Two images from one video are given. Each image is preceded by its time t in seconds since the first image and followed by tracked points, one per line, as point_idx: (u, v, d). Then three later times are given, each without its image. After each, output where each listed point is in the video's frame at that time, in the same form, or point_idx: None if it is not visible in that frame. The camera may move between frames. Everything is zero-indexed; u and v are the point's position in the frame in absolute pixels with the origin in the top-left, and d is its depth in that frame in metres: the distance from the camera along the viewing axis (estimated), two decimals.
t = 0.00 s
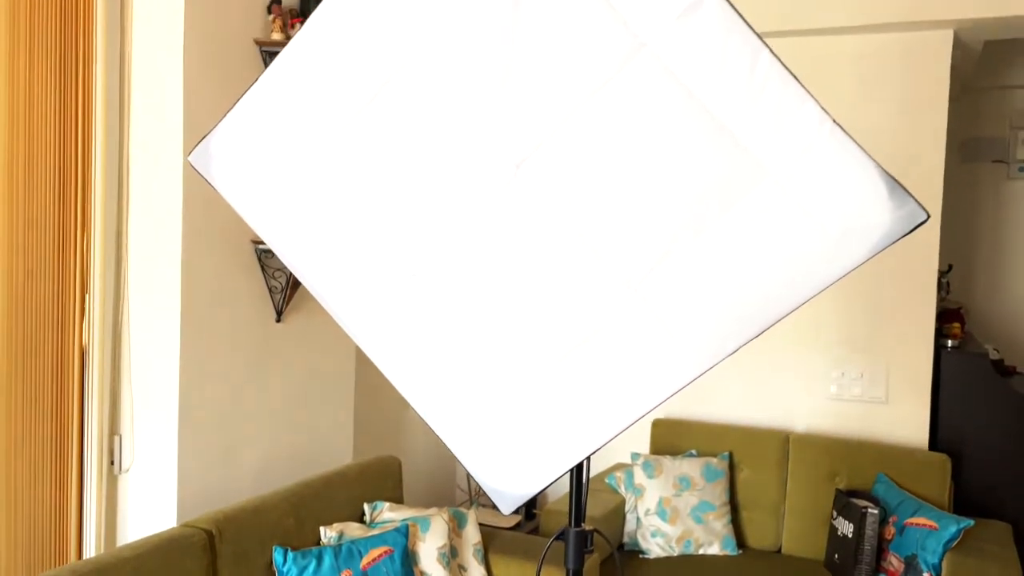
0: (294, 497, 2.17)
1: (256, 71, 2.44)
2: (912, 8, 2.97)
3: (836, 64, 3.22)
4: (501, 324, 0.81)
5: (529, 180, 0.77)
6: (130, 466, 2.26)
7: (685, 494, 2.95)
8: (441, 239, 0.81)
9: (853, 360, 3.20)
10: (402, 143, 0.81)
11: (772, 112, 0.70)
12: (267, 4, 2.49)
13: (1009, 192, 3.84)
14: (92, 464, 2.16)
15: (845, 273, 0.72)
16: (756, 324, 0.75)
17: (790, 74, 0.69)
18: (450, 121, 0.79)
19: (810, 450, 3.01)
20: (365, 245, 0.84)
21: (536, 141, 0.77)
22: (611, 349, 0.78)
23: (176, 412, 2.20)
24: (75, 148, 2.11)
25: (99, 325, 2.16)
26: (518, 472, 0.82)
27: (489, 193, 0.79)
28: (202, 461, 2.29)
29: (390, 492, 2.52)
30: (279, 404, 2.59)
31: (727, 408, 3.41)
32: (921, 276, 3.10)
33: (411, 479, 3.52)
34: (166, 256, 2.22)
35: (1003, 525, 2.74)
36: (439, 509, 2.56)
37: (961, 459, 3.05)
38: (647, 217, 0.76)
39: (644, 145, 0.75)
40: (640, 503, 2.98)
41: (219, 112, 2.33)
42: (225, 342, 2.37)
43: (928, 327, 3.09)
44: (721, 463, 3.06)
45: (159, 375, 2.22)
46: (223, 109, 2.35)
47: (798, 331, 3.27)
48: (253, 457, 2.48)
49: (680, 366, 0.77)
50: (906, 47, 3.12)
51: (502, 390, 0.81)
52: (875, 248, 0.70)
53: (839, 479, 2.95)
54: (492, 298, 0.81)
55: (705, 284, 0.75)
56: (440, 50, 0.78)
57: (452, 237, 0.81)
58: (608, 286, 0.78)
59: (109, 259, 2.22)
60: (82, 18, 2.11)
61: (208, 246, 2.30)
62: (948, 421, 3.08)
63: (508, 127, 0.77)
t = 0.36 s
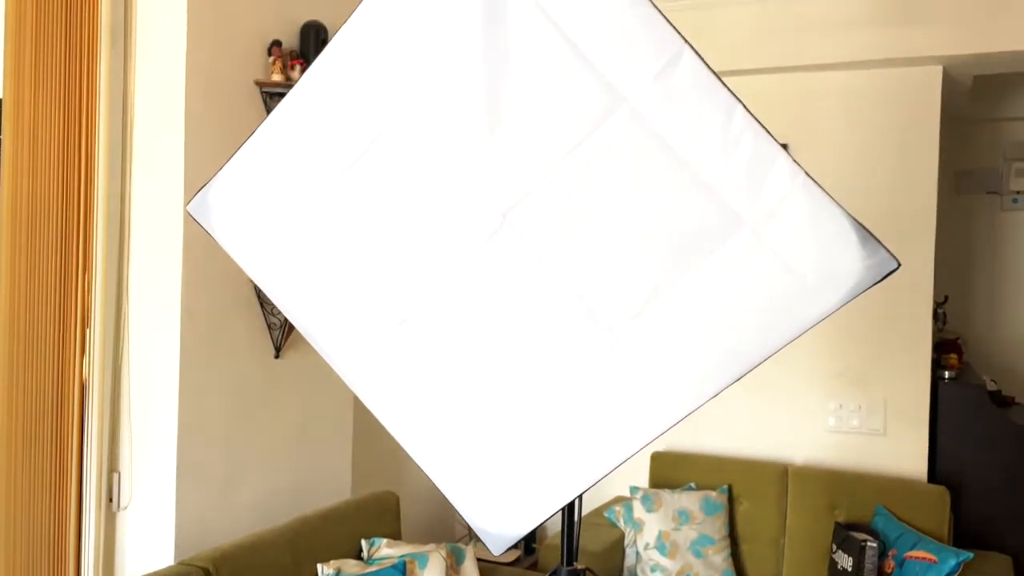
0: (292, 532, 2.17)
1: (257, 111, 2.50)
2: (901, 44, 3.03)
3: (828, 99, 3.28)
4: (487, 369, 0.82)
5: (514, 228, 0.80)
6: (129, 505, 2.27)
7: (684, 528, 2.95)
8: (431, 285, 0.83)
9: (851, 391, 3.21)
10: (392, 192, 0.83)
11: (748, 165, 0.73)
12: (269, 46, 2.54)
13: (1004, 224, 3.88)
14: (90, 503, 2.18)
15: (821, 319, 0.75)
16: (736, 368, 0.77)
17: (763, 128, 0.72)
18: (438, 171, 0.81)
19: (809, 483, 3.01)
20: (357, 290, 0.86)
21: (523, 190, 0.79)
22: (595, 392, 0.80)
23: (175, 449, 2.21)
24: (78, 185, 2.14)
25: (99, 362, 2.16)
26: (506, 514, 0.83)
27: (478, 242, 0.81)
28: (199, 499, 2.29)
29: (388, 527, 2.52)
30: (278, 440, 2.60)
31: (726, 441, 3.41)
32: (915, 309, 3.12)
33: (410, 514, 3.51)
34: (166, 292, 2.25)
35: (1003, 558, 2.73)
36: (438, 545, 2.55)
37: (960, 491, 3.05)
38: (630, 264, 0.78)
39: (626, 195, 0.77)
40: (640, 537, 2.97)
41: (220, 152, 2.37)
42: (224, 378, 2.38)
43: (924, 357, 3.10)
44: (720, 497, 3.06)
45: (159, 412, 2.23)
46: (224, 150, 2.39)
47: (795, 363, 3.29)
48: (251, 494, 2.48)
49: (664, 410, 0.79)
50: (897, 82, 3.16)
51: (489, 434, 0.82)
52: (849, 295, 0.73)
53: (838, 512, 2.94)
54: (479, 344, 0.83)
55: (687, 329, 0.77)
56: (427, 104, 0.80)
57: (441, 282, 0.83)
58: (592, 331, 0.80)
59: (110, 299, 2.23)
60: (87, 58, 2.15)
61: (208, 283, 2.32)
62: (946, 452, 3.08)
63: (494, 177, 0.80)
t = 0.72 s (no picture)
0: (299, 554, 2.20)
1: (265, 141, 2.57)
2: (901, 69, 3.07)
3: (830, 122, 3.30)
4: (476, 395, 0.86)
5: (501, 260, 0.83)
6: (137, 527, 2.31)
7: (690, 551, 2.95)
8: (422, 315, 0.87)
9: (855, 414, 3.22)
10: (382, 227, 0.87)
11: (719, 202, 0.77)
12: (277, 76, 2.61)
13: (1010, 245, 3.88)
14: (99, 524, 2.19)
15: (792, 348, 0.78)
16: (714, 395, 0.80)
17: (733, 167, 0.75)
18: (426, 207, 0.85)
19: (815, 506, 3.00)
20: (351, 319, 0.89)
21: (509, 224, 0.83)
22: (579, 418, 0.84)
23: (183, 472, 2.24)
24: (91, 212, 2.23)
25: (111, 388, 2.21)
26: (496, 535, 0.86)
27: (466, 272, 0.84)
28: (207, 522, 2.32)
29: (393, 549, 2.55)
30: (285, 462, 2.64)
31: (732, 463, 3.41)
32: (918, 331, 3.13)
33: (416, 537, 3.53)
34: (175, 317, 2.29)
35: None
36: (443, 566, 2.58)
37: (967, 514, 3.04)
38: (611, 296, 0.82)
39: (606, 229, 0.81)
40: (646, 560, 2.98)
41: (230, 180, 2.44)
42: (232, 403, 2.43)
43: (929, 379, 3.10)
44: (726, 520, 3.06)
45: (168, 436, 2.27)
46: (233, 178, 2.45)
47: (800, 386, 3.30)
48: (258, 516, 2.51)
49: (645, 436, 0.82)
50: (898, 105, 3.19)
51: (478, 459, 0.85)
52: (818, 325, 0.76)
53: (845, 536, 2.93)
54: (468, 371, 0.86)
55: (666, 357, 0.81)
56: (416, 143, 0.84)
57: (432, 312, 0.87)
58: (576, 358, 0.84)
59: (122, 325, 2.27)
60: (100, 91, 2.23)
61: (216, 308, 2.37)
62: (953, 475, 3.08)
63: (481, 212, 0.83)
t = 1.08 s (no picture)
0: (314, 562, 2.25)
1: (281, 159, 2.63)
2: (909, 80, 3.09)
3: (839, 134, 3.32)
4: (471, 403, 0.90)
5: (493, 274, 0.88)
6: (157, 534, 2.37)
7: (703, 561, 2.96)
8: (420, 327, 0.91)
9: (868, 424, 3.22)
10: (381, 244, 0.91)
11: (697, 217, 0.81)
12: (292, 96, 2.68)
13: None
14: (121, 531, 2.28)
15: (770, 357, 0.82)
16: (697, 402, 0.83)
17: (710, 184, 0.79)
18: (422, 225, 0.90)
19: (827, 516, 3.01)
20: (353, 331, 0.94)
21: (500, 240, 0.87)
22: (569, 424, 0.87)
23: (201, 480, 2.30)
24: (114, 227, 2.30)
25: (133, 398, 2.31)
26: (492, 539, 0.89)
27: (461, 285, 0.89)
28: (225, 531, 2.37)
29: (407, 557, 2.59)
30: (301, 473, 2.70)
31: (745, 474, 3.42)
32: (930, 341, 3.14)
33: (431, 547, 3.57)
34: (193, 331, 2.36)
35: None
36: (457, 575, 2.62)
37: (982, 524, 3.03)
38: (598, 308, 0.86)
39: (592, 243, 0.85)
40: (659, 570, 2.99)
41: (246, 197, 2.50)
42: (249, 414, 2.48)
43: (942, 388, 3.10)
44: (738, 530, 3.07)
45: (187, 446, 2.33)
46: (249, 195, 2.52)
47: (811, 396, 3.32)
48: (274, 525, 2.57)
49: (632, 441, 0.85)
50: (906, 116, 3.21)
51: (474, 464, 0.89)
52: (793, 334, 0.80)
53: (858, 546, 2.93)
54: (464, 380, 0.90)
55: (651, 366, 0.84)
56: (413, 163, 0.89)
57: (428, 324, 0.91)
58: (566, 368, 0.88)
59: (143, 339, 2.37)
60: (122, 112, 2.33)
61: (233, 323, 2.43)
62: (967, 485, 3.07)
63: (474, 228, 0.88)
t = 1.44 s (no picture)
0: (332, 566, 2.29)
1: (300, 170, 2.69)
2: (919, 86, 3.10)
3: (851, 140, 3.34)
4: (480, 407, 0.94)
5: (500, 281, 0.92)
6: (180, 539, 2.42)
7: (718, 566, 2.97)
8: (431, 334, 0.95)
9: (883, 430, 3.22)
10: (394, 255, 0.95)
11: (696, 225, 0.84)
12: (310, 109, 2.74)
13: None
14: (144, 535, 2.33)
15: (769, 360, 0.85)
16: (699, 405, 0.86)
17: (707, 194, 0.83)
18: (433, 237, 0.94)
19: (842, 522, 3.01)
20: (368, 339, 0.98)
21: (507, 250, 0.91)
22: (575, 426, 0.91)
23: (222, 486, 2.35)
24: (136, 240, 2.38)
25: (155, 402, 2.37)
26: (503, 538, 0.93)
27: (470, 293, 0.93)
28: (245, 536, 2.42)
29: (424, 562, 2.62)
30: (320, 478, 2.74)
31: (761, 480, 3.43)
32: (944, 346, 3.14)
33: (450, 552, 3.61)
34: (213, 340, 2.41)
35: None
36: None
37: (999, 530, 3.02)
38: (601, 314, 0.89)
39: (595, 252, 0.88)
40: None
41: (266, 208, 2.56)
42: (269, 421, 2.53)
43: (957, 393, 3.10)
44: (754, 535, 3.08)
45: (208, 451, 2.39)
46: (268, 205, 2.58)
47: (826, 402, 3.32)
48: (294, 531, 2.61)
49: (634, 442, 0.88)
50: (918, 122, 3.22)
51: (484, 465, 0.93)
52: (790, 337, 0.83)
53: (873, 551, 2.93)
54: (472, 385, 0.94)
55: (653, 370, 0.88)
56: (423, 177, 0.93)
57: (439, 330, 0.95)
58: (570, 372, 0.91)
59: (165, 346, 2.42)
60: (144, 127, 2.40)
61: (253, 331, 2.49)
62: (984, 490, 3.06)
63: (482, 238, 0.92)
